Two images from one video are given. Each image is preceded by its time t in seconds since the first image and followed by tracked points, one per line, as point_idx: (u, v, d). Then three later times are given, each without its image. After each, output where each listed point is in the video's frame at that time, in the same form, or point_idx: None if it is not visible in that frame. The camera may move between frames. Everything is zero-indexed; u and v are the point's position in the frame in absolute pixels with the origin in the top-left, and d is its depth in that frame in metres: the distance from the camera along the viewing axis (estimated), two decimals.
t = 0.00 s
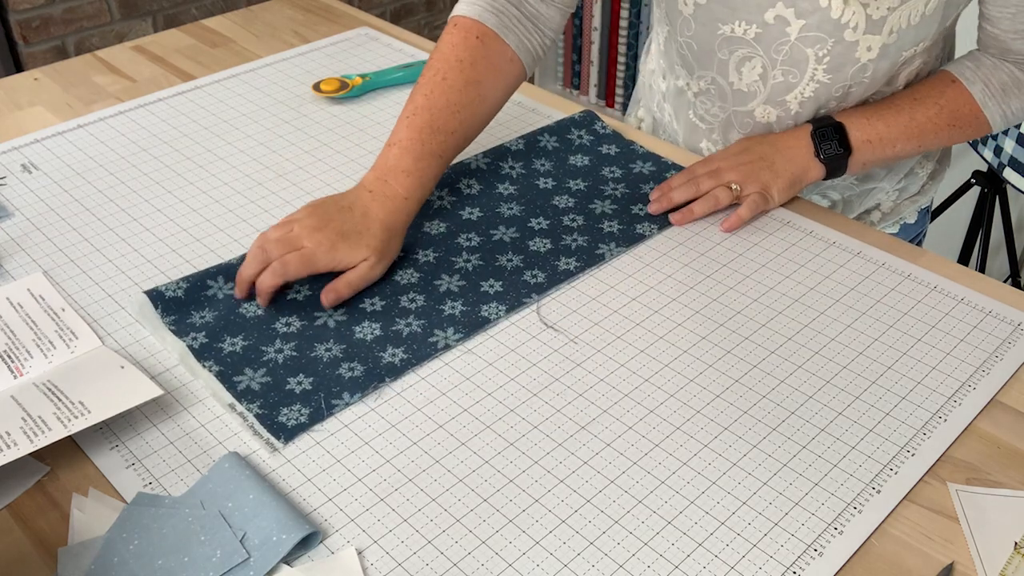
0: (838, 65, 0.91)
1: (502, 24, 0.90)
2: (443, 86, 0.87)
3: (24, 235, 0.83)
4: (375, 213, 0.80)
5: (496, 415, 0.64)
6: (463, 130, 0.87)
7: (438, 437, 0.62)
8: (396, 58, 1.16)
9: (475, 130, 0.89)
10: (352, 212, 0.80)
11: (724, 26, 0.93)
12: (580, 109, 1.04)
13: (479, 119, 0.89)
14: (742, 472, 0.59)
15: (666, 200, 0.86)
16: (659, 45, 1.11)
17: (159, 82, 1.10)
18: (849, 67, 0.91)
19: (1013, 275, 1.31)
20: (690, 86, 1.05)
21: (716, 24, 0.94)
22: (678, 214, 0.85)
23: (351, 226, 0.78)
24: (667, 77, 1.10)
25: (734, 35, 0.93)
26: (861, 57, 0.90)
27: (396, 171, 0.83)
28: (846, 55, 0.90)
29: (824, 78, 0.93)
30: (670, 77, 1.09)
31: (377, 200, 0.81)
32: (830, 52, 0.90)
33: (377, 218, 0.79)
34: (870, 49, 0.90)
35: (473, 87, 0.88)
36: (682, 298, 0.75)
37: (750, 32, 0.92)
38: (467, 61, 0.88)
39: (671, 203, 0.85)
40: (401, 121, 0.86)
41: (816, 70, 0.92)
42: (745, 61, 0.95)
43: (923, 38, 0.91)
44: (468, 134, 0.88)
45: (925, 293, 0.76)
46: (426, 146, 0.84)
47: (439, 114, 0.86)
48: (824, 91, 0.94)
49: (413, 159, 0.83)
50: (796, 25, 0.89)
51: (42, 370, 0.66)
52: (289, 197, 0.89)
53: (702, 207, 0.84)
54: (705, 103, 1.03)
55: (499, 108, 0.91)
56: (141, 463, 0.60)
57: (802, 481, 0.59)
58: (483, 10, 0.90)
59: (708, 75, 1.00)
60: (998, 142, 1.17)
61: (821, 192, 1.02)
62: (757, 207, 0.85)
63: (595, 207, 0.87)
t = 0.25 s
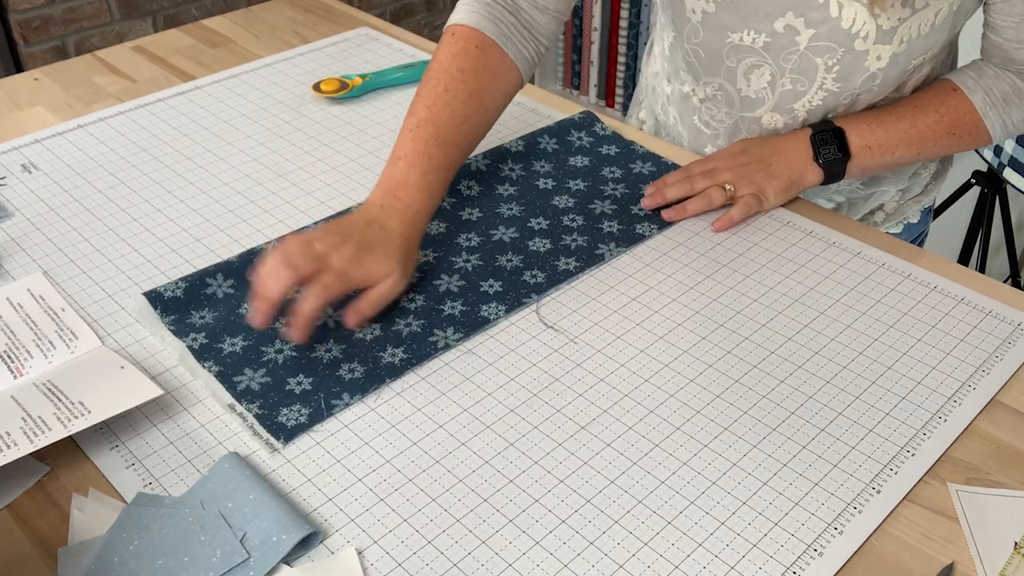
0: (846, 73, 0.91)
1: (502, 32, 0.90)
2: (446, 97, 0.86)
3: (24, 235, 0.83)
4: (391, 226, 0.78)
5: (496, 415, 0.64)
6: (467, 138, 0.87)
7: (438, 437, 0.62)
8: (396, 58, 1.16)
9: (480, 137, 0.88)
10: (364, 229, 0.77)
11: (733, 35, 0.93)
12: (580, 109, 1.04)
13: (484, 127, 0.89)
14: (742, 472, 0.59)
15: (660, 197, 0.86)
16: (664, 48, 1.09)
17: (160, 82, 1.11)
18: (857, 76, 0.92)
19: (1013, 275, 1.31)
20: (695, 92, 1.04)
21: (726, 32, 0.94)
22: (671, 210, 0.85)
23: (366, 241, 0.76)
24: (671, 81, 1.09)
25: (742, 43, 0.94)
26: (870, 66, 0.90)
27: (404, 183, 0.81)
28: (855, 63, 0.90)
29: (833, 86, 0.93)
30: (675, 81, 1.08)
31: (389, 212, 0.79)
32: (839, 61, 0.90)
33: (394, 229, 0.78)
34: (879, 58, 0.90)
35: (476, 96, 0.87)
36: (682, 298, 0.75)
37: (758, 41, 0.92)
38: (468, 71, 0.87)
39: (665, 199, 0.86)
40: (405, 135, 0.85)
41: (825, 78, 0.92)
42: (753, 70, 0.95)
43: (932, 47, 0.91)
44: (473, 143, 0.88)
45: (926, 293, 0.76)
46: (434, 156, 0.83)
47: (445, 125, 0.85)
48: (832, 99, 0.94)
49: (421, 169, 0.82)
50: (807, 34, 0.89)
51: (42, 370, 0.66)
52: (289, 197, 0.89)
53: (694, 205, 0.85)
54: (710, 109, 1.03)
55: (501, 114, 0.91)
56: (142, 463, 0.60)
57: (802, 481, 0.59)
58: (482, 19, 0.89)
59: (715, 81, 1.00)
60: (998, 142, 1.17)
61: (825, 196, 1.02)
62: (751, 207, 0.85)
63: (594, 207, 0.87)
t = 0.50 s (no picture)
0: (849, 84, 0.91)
1: (471, 51, 0.82)
2: (395, 117, 0.78)
3: (24, 235, 0.83)
4: (317, 267, 0.69)
5: (496, 415, 0.64)
6: (417, 165, 0.77)
7: (438, 437, 0.62)
8: (396, 58, 1.15)
9: (434, 166, 0.78)
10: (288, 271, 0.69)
11: (735, 50, 0.95)
12: (580, 109, 1.04)
13: (439, 153, 0.79)
14: (742, 472, 0.59)
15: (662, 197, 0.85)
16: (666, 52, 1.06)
17: (160, 82, 1.10)
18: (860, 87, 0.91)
19: (1013, 275, 1.31)
20: (701, 100, 1.03)
21: (727, 47, 0.95)
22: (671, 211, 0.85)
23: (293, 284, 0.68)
24: (677, 85, 1.06)
25: (745, 57, 0.95)
26: (872, 77, 0.90)
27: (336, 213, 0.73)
28: (857, 76, 0.90)
29: (836, 98, 0.93)
30: (680, 87, 1.06)
31: (313, 249, 0.70)
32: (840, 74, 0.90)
33: (316, 269, 0.69)
34: (881, 69, 0.89)
35: (429, 118, 0.78)
36: (682, 298, 0.75)
37: (761, 55, 0.93)
38: (424, 89, 0.79)
39: (668, 200, 0.85)
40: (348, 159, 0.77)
41: (828, 91, 0.92)
42: (756, 84, 0.96)
43: (932, 54, 0.91)
44: (421, 169, 0.77)
45: (926, 293, 0.76)
46: (368, 184, 0.74)
47: (386, 148, 0.76)
48: (836, 110, 0.94)
49: (356, 203, 0.73)
50: (807, 48, 0.90)
51: (42, 370, 0.66)
52: (289, 197, 0.89)
53: (698, 206, 0.84)
54: (716, 118, 1.03)
55: (465, 143, 0.81)
56: (142, 463, 0.60)
57: (802, 481, 0.59)
58: (449, 37, 0.82)
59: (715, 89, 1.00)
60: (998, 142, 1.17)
61: (828, 195, 1.03)
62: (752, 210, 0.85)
63: (594, 207, 0.87)
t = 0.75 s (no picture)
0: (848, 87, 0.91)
1: (452, 55, 0.81)
2: (373, 116, 0.78)
3: (23, 235, 0.83)
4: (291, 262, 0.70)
5: (496, 415, 0.64)
6: (395, 163, 0.78)
7: (438, 437, 0.62)
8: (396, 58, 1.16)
9: (410, 166, 0.80)
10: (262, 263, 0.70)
11: (732, 61, 0.94)
12: (580, 109, 1.04)
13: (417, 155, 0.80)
14: (742, 472, 0.59)
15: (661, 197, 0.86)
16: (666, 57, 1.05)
17: (160, 82, 1.10)
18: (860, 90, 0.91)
19: (1013, 275, 1.31)
20: (698, 109, 1.02)
21: (724, 59, 0.95)
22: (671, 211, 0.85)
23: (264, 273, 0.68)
24: (677, 91, 1.05)
25: (743, 68, 0.94)
26: (872, 83, 0.90)
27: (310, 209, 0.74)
28: (856, 81, 0.90)
29: (836, 103, 0.93)
30: (678, 95, 1.05)
31: (287, 244, 0.71)
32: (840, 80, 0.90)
33: (288, 264, 0.70)
34: (881, 75, 0.90)
35: (409, 119, 0.79)
36: (682, 298, 0.75)
37: (759, 66, 0.93)
38: (404, 89, 0.79)
39: (668, 199, 0.85)
40: (326, 152, 0.77)
41: (828, 96, 0.92)
42: (754, 94, 0.95)
43: (930, 58, 0.91)
44: (395, 169, 0.78)
45: (926, 293, 0.76)
46: (343, 182, 0.75)
47: (362, 147, 0.77)
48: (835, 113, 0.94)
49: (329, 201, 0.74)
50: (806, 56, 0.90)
51: (42, 370, 0.66)
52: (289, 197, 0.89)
53: (698, 206, 0.84)
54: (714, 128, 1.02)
55: (442, 145, 0.82)
56: (141, 463, 0.60)
57: (802, 481, 0.59)
58: (431, 37, 0.81)
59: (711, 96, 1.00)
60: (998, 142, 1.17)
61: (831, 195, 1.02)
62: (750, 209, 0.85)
63: (594, 207, 0.87)
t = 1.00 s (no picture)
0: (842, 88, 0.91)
1: (440, 53, 0.81)
2: (358, 112, 0.78)
3: (23, 235, 0.83)
4: (267, 260, 0.69)
5: (496, 415, 0.64)
6: (378, 161, 0.77)
7: (438, 437, 0.62)
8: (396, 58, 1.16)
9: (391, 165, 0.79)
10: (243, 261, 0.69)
11: (727, 62, 0.95)
12: (580, 109, 1.04)
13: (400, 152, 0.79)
14: (742, 472, 0.59)
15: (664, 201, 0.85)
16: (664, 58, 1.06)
17: (160, 82, 1.11)
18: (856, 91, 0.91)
19: (1013, 275, 1.31)
20: (694, 109, 1.03)
21: (719, 60, 0.96)
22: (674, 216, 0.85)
23: (247, 275, 0.67)
24: (674, 91, 1.06)
25: (737, 70, 0.95)
26: (865, 82, 0.90)
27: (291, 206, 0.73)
28: (851, 81, 0.90)
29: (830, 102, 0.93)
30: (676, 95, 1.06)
31: (268, 241, 0.70)
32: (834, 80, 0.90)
33: (270, 264, 0.69)
34: (875, 74, 0.89)
35: (393, 116, 0.78)
36: (682, 298, 0.75)
37: (753, 67, 0.93)
38: (390, 86, 0.79)
39: (670, 203, 0.85)
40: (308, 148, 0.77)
41: (823, 96, 0.92)
42: (750, 94, 0.96)
43: (924, 59, 0.91)
44: (379, 167, 0.78)
45: (926, 293, 0.76)
46: (323, 178, 0.74)
47: (347, 143, 0.76)
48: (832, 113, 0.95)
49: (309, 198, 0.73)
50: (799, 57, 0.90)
51: (42, 370, 0.66)
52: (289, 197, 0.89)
53: (701, 209, 0.84)
54: (710, 126, 1.03)
55: (426, 145, 0.81)
56: (142, 463, 0.60)
57: (802, 481, 0.59)
58: (420, 35, 0.81)
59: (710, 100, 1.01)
60: (998, 142, 1.17)
61: (827, 192, 1.02)
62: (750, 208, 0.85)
63: (594, 207, 0.87)
